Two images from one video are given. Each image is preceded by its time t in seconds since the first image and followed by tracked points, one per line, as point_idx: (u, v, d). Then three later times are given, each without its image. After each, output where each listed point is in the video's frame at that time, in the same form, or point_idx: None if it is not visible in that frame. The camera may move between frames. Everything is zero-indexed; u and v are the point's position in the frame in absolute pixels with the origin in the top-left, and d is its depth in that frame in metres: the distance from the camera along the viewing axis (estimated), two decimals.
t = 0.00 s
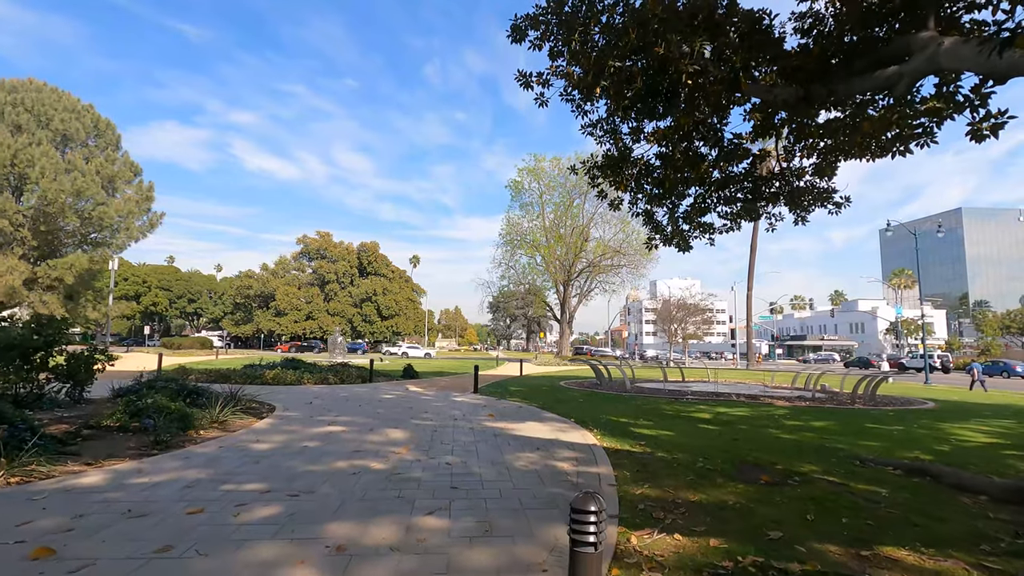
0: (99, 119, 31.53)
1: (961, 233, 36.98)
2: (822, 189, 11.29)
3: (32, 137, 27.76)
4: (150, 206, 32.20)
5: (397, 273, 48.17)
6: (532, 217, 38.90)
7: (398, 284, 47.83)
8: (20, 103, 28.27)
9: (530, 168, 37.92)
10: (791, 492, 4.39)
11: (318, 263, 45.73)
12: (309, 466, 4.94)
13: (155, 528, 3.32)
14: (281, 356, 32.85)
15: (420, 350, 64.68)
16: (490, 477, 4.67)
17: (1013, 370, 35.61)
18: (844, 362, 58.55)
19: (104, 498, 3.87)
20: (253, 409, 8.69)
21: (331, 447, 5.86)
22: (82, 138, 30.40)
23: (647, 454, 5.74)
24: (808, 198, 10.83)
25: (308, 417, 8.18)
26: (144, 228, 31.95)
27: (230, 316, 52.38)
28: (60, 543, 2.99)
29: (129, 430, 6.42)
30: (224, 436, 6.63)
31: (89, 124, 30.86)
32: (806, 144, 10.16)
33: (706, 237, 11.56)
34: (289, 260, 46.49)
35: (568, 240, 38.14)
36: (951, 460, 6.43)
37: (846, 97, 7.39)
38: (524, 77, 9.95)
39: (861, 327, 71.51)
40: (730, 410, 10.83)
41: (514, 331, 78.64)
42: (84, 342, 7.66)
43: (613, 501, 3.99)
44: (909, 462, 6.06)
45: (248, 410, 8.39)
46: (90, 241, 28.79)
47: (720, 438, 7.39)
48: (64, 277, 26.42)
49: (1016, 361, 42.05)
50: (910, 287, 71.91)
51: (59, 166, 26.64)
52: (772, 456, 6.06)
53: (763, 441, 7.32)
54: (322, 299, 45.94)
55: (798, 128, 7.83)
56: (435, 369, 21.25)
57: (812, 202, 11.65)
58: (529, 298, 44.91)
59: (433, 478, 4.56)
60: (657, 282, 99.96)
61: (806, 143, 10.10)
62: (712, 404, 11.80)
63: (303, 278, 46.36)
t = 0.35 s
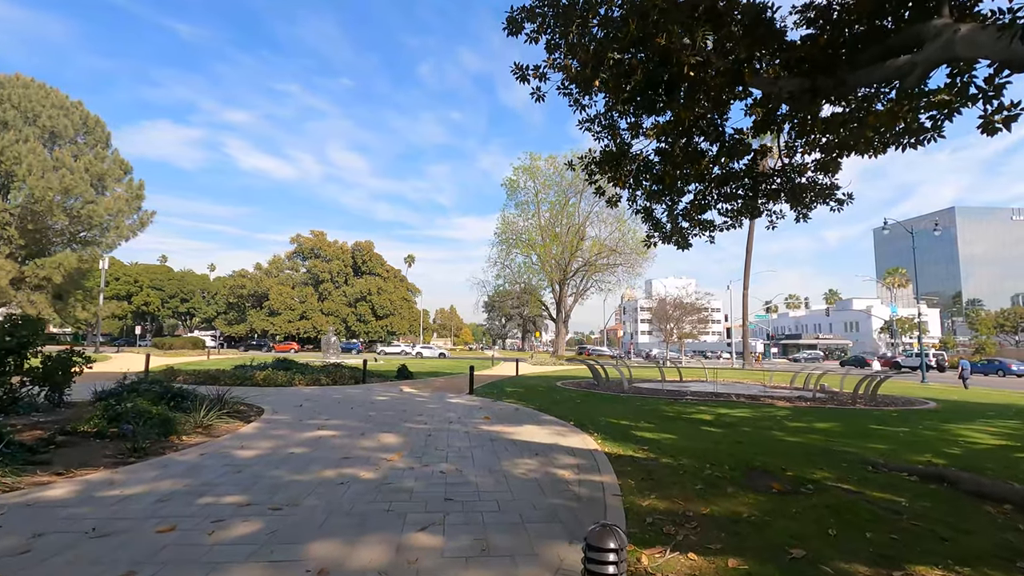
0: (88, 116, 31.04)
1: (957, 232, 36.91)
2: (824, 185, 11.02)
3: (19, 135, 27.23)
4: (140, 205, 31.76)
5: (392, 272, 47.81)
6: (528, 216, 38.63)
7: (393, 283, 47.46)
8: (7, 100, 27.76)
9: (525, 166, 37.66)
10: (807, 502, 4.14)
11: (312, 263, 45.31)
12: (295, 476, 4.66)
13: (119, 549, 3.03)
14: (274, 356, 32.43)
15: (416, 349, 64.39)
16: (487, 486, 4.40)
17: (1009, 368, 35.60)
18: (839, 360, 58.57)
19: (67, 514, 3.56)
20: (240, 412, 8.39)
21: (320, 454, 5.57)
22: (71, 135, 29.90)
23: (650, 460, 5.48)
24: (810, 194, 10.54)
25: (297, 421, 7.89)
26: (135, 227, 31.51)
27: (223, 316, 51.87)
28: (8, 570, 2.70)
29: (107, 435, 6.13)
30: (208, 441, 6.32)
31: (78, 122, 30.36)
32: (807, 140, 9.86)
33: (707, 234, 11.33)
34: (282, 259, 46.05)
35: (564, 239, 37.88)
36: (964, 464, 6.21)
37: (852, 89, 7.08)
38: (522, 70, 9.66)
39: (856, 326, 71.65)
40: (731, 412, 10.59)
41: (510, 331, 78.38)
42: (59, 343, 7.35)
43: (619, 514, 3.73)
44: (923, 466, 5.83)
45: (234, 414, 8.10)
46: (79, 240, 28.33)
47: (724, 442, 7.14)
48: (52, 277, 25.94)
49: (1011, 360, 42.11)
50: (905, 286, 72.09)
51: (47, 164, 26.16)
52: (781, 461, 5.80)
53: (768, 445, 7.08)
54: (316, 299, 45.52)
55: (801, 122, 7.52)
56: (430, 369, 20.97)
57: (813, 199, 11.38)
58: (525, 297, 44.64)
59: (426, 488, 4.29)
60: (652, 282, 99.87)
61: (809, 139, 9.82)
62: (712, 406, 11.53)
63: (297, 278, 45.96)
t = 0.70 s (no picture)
0: (81, 114, 30.57)
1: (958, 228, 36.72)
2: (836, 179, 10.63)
3: (9, 132, 26.73)
4: (134, 204, 31.30)
5: (389, 270, 47.44)
6: (526, 213, 38.30)
7: (390, 282, 47.10)
8: None
9: (524, 163, 37.34)
10: (841, 512, 3.83)
11: (309, 261, 44.88)
12: (286, 486, 4.31)
13: None
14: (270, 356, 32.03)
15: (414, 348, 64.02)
16: (495, 497, 4.07)
17: (1010, 364, 35.43)
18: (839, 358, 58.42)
19: (31, 535, 3.20)
20: (232, 415, 8.03)
21: (314, 461, 5.22)
22: (63, 132, 29.41)
23: (666, 466, 5.14)
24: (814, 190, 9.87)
25: (292, 425, 7.53)
26: (128, 226, 31.06)
27: (219, 316, 51.40)
28: None
29: (89, 442, 5.77)
30: (196, 448, 5.97)
31: (70, 119, 29.88)
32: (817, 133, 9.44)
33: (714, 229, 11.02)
34: (279, 258, 45.60)
35: (563, 237, 37.51)
36: (993, 466, 5.91)
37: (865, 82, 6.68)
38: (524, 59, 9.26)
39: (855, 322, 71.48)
40: (740, 411, 10.26)
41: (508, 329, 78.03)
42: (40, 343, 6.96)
43: (642, 531, 3.40)
44: (952, 470, 5.52)
45: (225, 417, 7.74)
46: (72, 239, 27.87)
47: (739, 444, 6.80)
48: (44, 277, 25.48)
49: (1012, 356, 42.00)
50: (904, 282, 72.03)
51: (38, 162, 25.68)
52: (802, 466, 5.47)
53: (784, 447, 6.75)
54: (313, 298, 45.11)
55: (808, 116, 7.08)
56: (429, 368, 20.61)
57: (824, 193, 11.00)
58: (524, 295, 44.33)
59: (429, 500, 3.95)
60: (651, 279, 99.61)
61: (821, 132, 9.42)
62: (720, 405, 11.17)
63: (295, 277, 45.53)
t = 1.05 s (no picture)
0: (76, 110, 30.13)
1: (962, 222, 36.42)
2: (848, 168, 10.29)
3: (2, 129, 26.30)
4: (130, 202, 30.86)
5: (389, 267, 47.09)
6: (527, 209, 37.91)
7: (390, 279, 46.75)
8: None
9: (524, 158, 36.94)
10: (881, 517, 3.53)
11: (308, 259, 44.48)
12: (279, 492, 4.01)
13: None
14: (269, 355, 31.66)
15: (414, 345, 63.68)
16: (506, 502, 3.77)
17: (1015, 358, 35.14)
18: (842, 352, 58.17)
19: None
20: (225, 415, 7.71)
21: (310, 464, 4.91)
22: (57, 129, 28.94)
23: (684, 467, 4.83)
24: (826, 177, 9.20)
25: (287, 425, 7.21)
26: (125, 224, 30.66)
27: (217, 314, 51.00)
28: None
29: (72, 445, 5.46)
30: (185, 450, 5.66)
31: (64, 115, 29.42)
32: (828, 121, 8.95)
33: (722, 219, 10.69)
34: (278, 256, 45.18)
35: (563, 232, 37.17)
36: None
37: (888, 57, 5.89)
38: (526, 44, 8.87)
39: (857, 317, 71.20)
40: (751, 408, 9.94)
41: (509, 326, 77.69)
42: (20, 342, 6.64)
43: (667, 541, 3.10)
44: (985, 468, 5.22)
45: (218, 417, 7.42)
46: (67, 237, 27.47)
47: (756, 443, 6.48)
48: (38, 275, 25.07)
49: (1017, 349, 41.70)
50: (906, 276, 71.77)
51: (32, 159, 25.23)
52: (827, 466, 5.16)
53: (802, 446, 6.45)
54: (313, 295, 44.73)
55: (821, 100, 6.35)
56: (430, 366, 20.28)
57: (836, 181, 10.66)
58: (525, 292, 43.98)
59: (432, 508, 3.64)
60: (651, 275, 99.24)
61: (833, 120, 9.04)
62: (730, 402, 10.82)
63: (294, 275, 45.11)
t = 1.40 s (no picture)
0: (73, 107, 29.75)
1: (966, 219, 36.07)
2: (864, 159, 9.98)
3: None
4: (128, 199, 30.48)
5: (388, 265, 46.78)
6: (528, 206, 37.53)
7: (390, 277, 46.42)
8: None
9: (525, 155, 36.56)
10: (929, 534, 3.21)
11: (308, 257, 44.14)
12: (268, 507, 3.68)
13: None
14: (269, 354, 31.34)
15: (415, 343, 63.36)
16: (515, 519, 3.43)
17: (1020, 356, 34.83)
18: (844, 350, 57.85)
19: None
20: (217, 419, 7.38)
21: (303, 473, 4.59)
22: (54, 125, 28.55)
23: (704, 476, 4.50)
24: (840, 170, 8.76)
25: (281, 429, 6.88)
26: (123, 222, 30.29)
27: (217, 313, 50.67)
28: None
29: (50, 452, 5.15)
30: (172, 458, 5.33)
31: (61, 112, 29.01)
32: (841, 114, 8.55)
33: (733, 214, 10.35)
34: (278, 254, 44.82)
35: (565, 229, 36.80)
36: None
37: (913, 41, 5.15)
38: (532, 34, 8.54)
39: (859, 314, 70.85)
40: (762, 409, 9.60)
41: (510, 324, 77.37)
42: None
43: (698, 566, 2.78)
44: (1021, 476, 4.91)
45: (209, 420, 7.09)
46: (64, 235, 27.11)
47: (774, 448, 6.14)
48: (35, 274, 24.71)
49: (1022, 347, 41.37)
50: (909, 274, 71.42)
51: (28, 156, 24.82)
52: (854, 474, 4.83)
53: (822, 450, 6.12)
54: (313, 294, 44.40)
55: (836, 90, 5.71)
56: (431, 365, 19.91)
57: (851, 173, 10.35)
58: (526, 289, 43.64)
59: (433, 526, 3.31)
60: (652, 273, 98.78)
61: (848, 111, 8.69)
62: (741, 402, 10.45)
63: (294, 273, 44.76)
